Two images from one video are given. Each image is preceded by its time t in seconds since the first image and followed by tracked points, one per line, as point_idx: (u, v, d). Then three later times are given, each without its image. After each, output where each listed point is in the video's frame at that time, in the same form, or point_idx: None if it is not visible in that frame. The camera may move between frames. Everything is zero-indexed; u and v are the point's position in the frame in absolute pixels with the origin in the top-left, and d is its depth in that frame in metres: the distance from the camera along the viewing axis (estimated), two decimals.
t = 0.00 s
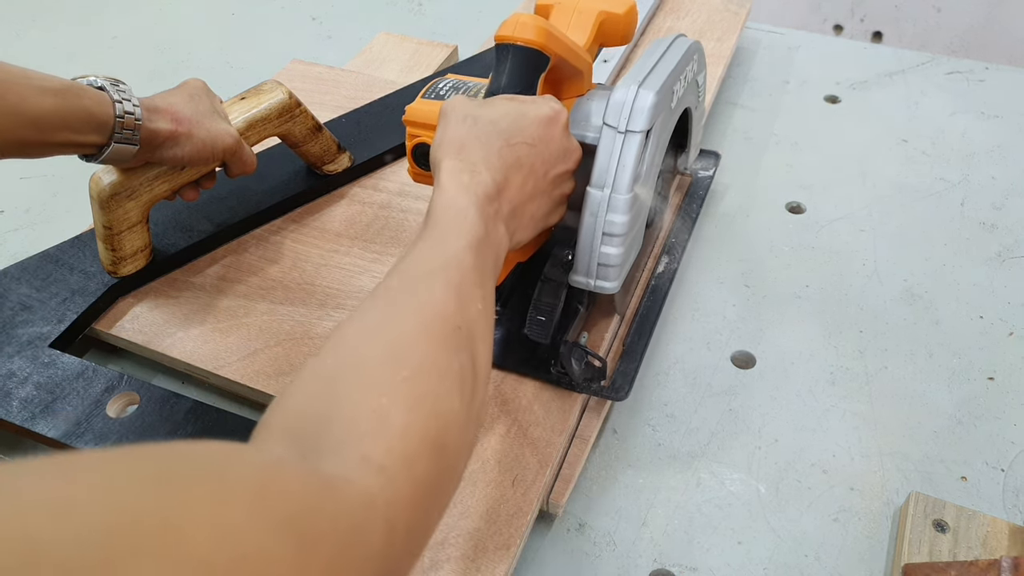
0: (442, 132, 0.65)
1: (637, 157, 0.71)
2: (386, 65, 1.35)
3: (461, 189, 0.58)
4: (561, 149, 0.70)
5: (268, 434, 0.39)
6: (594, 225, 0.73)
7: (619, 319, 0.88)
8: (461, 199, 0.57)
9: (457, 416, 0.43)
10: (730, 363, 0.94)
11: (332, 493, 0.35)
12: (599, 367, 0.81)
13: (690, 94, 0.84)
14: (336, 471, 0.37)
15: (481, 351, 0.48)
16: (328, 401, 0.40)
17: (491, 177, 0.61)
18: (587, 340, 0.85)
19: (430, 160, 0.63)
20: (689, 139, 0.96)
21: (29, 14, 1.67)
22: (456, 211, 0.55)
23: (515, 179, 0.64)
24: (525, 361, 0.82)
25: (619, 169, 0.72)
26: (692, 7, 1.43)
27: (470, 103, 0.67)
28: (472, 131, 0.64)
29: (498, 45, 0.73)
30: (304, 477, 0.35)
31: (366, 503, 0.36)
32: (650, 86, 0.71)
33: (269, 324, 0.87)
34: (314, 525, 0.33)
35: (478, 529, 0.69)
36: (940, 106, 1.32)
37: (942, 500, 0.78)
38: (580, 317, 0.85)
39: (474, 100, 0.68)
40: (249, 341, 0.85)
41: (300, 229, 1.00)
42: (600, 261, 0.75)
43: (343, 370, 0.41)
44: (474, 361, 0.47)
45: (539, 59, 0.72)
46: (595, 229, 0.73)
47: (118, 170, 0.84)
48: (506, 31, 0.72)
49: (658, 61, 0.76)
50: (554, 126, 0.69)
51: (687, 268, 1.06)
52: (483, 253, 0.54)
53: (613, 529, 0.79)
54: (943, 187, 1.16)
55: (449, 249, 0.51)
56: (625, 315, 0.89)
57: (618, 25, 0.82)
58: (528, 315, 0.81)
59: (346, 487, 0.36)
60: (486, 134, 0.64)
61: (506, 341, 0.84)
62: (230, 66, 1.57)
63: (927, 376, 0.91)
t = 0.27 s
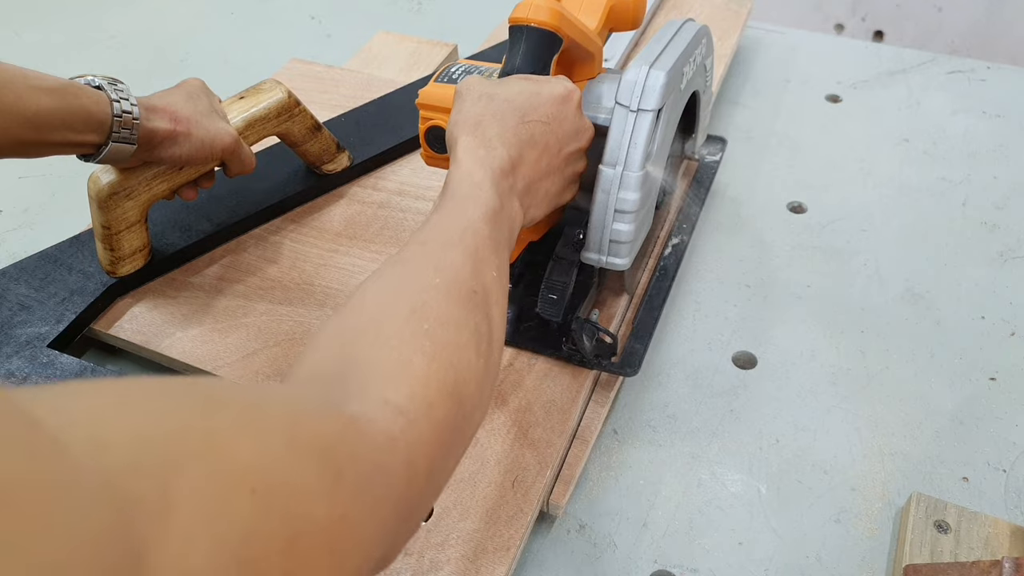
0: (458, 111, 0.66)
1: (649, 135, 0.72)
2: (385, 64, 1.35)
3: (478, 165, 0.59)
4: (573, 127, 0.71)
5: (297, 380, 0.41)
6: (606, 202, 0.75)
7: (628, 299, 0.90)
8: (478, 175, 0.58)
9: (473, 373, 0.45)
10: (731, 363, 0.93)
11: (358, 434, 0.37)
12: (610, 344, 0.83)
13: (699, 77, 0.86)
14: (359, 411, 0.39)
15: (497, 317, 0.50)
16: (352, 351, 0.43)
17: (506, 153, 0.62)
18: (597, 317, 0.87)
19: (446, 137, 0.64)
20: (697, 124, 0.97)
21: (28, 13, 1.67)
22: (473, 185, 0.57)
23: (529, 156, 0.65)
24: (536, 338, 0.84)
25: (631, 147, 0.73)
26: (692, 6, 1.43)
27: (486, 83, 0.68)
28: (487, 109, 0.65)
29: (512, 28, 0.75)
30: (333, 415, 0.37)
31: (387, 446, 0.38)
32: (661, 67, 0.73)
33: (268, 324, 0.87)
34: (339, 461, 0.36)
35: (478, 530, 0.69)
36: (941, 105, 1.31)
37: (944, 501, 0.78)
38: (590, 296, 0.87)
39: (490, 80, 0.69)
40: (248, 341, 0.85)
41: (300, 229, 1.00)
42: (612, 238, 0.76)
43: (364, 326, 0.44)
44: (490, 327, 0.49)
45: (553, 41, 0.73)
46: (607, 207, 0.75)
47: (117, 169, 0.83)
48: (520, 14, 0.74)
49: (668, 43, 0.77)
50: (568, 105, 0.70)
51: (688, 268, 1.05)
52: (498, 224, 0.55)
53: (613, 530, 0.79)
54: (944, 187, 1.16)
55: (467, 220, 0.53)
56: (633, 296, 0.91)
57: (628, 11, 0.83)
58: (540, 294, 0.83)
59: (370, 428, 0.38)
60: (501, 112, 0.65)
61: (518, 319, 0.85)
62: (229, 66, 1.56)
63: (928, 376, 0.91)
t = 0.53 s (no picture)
0: (474, 89, 0.66)
1: (659, 113, 0.76)
2: (385, 65, 1.35)
3: (493, 139, 0.60)
4: (587, 106, 0.73)
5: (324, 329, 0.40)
6: (617, 178, 0.77)
7: (636, 278, 0.93)
8: (492, 149, 0.59)
9: (493, 326, 0.46)
10: (731, 363, 0.93)
11: (385, 372, 0.38)
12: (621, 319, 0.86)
13: (704, 62, 0.89)
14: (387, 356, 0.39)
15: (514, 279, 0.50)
16: (378, 309, 0.42)
17: (521, 130, 0.63)
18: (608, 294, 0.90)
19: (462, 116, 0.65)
20: (703, 108, 1.00)
21: (27, 13, 1.67)
22: (490, 158, 0.58)
23: (543, 134, 0.67)
24: (548, 314, 0.86)
25: (641, 125, 0.76)
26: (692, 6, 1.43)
27: (499, 62, 0.69)
28: (503, 88, 0.66)
29: (526, 9, 0.78)
30: (361, 356, 0.37)
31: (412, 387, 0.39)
32: (671, 49, 0.76)
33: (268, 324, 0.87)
34: (370, 395, 0.36)
35: (477, 529, 0.69)
36: (941, 105, 1.31)
37: (944, 501, 0.78)
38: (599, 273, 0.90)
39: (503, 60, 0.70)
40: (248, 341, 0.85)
41: (300, 229, 1.00)
42: (623, 213, 0.79)
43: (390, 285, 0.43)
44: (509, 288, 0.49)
45: (565, 22, 0.77)
46: (619, 183, 0.78)
47: (117, 169, 0.84)
48: None
49: (676, 28, 0.81)
50: (580, 84, 0.72)
51: (688, 268, 1.05)
52: (512, 195, 0.56)
53: (612, 530, 0.79)
54: (944, 187, 1.16)
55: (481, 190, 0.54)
56: (641, 275, 0.93)
57: None
58: (552, 271, 0.86)
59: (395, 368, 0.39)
60: (516, 91, 0.66)
61: (529, 297, 0.88)
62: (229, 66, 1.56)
63: (929, 376, 0.91)
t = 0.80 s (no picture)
0: (491, 70, 0.70)
1: (670, 92, 0.77)
2: (385, 65, 1.35)
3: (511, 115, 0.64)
4: (599, 86, 0.77)
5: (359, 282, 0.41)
6: (629, 156, 0.80)
7: (644, 257, 0.96)
8: (510, 122, 0.63)
9: (515, 280, 0.47)
10: (731, 363, 0.93)
11: (416, 318, 0.38)
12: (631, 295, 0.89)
13: (715, 41, 0.90)
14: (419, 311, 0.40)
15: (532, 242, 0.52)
16: (408, 269, 0.43)
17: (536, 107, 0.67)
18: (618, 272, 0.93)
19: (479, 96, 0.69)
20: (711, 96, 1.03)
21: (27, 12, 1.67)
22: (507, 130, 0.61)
23: (558, 111, 0.71)
24: (559, 291, 0.89)
25: (652, 104, 0.78)
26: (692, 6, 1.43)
27: (514, 45, 0.73)
28: (520, 68, 0.70)
29: None
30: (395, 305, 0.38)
31: (443, 334, 0.40)
32: (682, 28, 0.77)
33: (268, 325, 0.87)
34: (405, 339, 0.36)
35: (477, 529, 0.69)
36: (940, 106, 1.31)
37: (944, 501, 0.78)
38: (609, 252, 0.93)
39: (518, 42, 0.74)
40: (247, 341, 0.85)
41: (300, 229, 1.00)
42: (634, 190, 0.82)
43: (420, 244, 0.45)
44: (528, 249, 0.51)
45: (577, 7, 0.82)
46: (630, 160, 0.80)
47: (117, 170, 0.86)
48: None
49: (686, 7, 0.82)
50: (592, 65, 0.76)
51: (688, 268, 1.05)
52: (530, 165, 0.60)
53: (613, 530, 0.79)
54: (944, 187, 1.16)
55: (499, 159, 0.56)
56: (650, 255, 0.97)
57: None
58: (564, 250, 0.89)
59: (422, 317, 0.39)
60: (532, 71, 0.70)
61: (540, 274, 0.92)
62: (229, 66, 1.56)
63: (929, 376, 0.91)
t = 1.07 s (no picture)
0: (506, 51, 0.71)
1: (680, 71, 0.78)
2: (385, 65, 1.35)
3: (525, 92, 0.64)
4: (610, 67, 0.77)
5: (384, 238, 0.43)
6: (639, 135, 0.81)
7: (653, 239, 0.99)
8: (524, 99, 0.63)
9: (533, 238, 0.48)
10: (731, 363, 0.93)
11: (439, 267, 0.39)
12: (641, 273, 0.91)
13: (721, 30, 0.92)
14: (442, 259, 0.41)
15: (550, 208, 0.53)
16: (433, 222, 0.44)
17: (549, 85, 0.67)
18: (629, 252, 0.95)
19: (494, 76, 0.69)
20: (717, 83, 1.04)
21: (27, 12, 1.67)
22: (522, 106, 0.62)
23: (570, 90, 0.71)
24: (571, 270, 0.91)
25: (663, 83, 0.79)
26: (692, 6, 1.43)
27: (527, 27, 0.74)
28: (533, 48, 0.71)
29: None
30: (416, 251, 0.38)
31: (468, 285, 0.41)
32: (690, 12, 0.79)
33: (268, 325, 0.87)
34: (434, 287, 0.37)
35: (478, 529, 0.69)
36: (940, 106, 1.31)
37: (944, 501, 0.78)
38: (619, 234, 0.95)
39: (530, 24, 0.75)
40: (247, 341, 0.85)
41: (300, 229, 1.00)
42: (644, 169, 0.83)
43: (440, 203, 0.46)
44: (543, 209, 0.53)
45: None
46: (641, 139, 0.81)
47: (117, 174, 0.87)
48: None
49: None
50: (604, 46, 0.76)
51: (688, 268, 1.05)
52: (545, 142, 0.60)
53: (613, 530, 0.79)
54: (944, 187, 1.16)
55: (515, 131, 0.57)
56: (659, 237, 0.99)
57: None
58: (574, 230, 0.90)
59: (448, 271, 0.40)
60: (545, 51, 0.71)
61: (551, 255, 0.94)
62: (228, 66, 1.56)
63: (929, 376, 0.91)
